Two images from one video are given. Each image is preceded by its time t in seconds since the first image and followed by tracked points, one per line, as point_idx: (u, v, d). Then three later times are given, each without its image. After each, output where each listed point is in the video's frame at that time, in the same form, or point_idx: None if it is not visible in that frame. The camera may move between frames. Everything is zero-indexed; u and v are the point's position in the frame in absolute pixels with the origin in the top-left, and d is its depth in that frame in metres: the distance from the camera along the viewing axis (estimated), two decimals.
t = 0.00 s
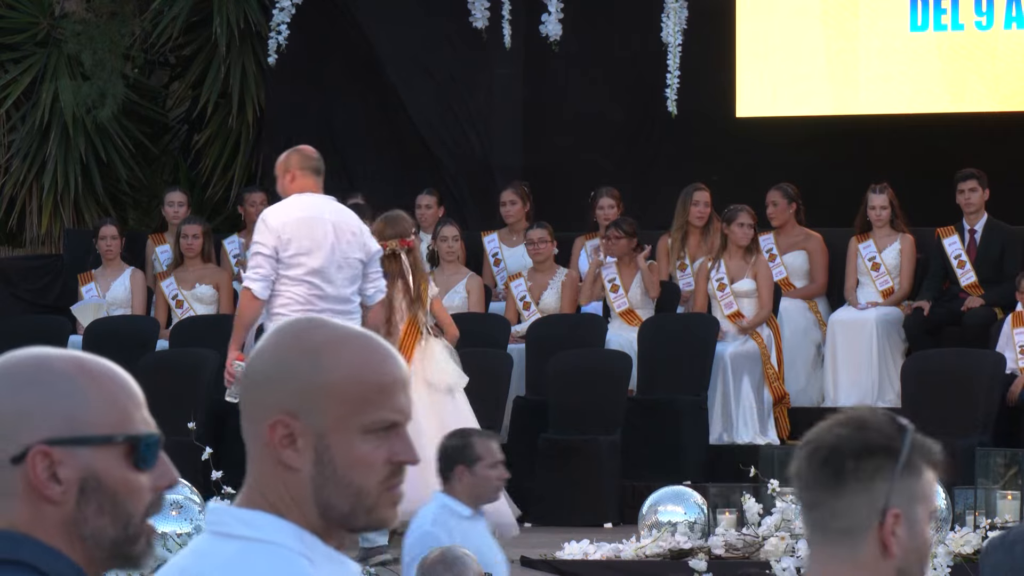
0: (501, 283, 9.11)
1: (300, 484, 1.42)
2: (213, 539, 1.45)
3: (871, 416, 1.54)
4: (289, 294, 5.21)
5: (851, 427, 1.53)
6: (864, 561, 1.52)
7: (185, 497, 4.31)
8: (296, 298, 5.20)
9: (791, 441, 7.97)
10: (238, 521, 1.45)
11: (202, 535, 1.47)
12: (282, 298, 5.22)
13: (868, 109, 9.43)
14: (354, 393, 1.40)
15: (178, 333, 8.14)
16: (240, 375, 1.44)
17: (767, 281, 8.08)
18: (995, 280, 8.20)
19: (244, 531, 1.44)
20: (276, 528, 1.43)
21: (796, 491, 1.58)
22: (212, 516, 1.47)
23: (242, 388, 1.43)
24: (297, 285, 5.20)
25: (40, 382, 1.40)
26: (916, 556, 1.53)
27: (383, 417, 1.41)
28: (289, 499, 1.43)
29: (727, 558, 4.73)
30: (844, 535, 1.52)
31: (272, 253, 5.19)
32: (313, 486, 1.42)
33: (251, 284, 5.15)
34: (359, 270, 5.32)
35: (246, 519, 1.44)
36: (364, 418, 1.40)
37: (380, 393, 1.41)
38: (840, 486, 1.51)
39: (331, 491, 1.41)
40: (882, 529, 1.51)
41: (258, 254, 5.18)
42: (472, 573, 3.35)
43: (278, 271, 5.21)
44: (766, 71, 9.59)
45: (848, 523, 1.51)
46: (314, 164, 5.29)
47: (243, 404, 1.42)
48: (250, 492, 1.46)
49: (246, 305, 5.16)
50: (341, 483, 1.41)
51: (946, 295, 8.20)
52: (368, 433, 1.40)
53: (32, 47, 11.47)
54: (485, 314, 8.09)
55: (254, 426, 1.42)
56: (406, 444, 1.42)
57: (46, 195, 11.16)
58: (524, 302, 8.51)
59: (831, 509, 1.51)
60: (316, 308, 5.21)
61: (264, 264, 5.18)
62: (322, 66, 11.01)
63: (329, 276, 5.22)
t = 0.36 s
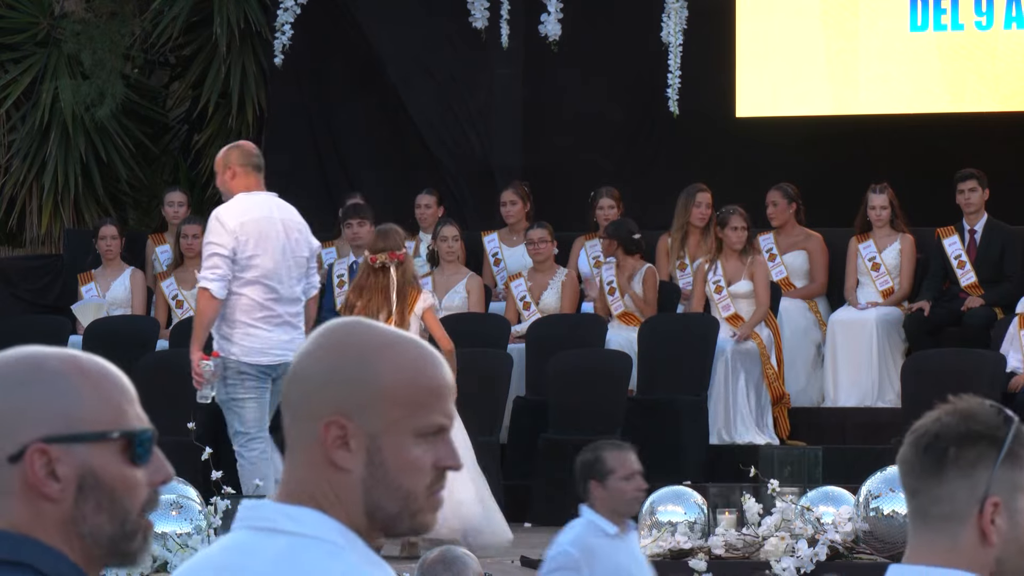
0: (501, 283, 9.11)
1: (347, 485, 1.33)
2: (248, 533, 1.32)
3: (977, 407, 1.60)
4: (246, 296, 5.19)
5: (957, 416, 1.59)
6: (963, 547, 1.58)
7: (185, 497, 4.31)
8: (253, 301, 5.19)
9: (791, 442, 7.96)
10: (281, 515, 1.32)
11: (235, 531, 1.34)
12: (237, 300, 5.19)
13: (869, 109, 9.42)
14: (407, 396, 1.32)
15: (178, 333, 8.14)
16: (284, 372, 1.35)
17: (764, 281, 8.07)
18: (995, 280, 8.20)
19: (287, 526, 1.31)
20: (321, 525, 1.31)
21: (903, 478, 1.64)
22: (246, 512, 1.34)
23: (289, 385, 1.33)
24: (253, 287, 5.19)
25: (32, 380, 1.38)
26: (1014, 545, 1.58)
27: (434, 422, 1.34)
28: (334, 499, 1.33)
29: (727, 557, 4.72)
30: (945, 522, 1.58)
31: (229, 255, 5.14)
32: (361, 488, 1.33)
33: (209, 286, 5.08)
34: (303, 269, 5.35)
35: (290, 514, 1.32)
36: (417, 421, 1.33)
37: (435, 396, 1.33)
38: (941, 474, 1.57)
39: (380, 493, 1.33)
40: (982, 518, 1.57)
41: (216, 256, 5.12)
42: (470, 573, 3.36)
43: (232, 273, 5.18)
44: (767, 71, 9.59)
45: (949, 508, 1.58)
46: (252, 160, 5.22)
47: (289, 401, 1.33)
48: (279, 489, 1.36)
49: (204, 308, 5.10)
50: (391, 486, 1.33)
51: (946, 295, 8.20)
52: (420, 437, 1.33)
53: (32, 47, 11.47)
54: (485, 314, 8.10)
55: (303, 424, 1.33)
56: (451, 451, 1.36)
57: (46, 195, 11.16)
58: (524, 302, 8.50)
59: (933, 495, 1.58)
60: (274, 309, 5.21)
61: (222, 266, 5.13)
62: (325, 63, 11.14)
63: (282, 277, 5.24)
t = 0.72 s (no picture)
0: (501, 283, 9.10)
1: (320, 475, 1.36)
2: (219, 533, 1.33)
3: (995, 412, 1.70)
4: (182, 307, 5.22)
5: (975, 417, 1.70)
6: (980, 544, 1.67)
7: (185, 498, 4.31)
8: (190, 313, 5.21)
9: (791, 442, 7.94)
10: (256, 514, 1.33)
11: (206, 531, 1.35)
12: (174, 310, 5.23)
13: (868, 109, 9.42)
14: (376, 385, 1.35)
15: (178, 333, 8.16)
16: (243, 366, 1.37)
17: (758, 282, 8.06)
18: (995, 280, 8.21)
19: (264, 523, 1.32)
20: (297, 519, 1.32)
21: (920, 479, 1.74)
22: (216, 514, 1.36)
23: (252, 378, 1.35)
24: (189, 298, 5.22)
25: (41, 380, 1.39)
26: None
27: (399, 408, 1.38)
28: (309, 490, 1.36)
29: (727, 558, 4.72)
30: (962, 518, 1.68)
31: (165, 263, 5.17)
32: (335, 477, 1.36)
33: (144, 294, 5.12)
34: (244, 277, 5.33)
35: (263, 511, 1.33)
36: (385, 409, 1.36)
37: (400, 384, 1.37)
38: (961, 472, 1.67)
39: (353, 482, 1.37)
40: (999, 515, 1.67)
41: (150, 264, 5.15)
42: (471, 573, 3.36)
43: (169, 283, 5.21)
44: (767, 71, 9.59)
45: (965, 506, 1.67)
46: (191, 174, 5.28)
47: (254, 400, 1.35)
48: (249, 484, 1.37)
49: (138, 315, 5.13)
50: (363, 473, 1.37)
51: (946, 295, 8.21)
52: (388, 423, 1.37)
53: (32, 47, 11.47)
54: (486, 314, 8.09)
55: (274, 418, 1.35)
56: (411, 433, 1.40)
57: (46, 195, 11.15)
58: (524, 302, 8.50)
59: (950, 492, 1.67)
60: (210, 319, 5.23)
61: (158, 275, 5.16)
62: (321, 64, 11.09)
63: (219, 287, 5.25)
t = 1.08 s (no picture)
0: (501, 283, 9.08)
1: (278, 479, 1.39)
2: (179, 537, 1.37)
3: (940, 411, 1.77)
4: (115, 296, 5.52)
5: (920, 417, 1.77)
6: (936, 544, 1.73)
7: (184, 499, 4.29)
8: (123, 303, 5.52)
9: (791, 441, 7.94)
10: (213, 516, 1.37)
11: (167, 535, 1.39)
12: (106, 298, 5.53)
13: (867, 109, 9.42)
14: (340, 394, 1.39)
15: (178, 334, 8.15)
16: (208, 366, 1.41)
17: (761, 282, 8.07)
18: (995, 280, 8.21)
19: (222, 525, 1.36)
20: (254, 519, 1.35)
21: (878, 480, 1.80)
22: (176, 518, 1.39)
23: (220, 377, 1.40)
24: (122, 288, 5.53)
25: (24, 389, 1.44)
26: (985, 540, 1.71)
27: (359, 421, 1.40)
28: (267, 495, 1.39)
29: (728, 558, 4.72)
30: (916, 520, 1.74)
31: (101, 253, 5.47)
32: (291, 483, 1.39)
33: (77, 282, 5.42)
34: (173, 272, 5.67)
35: (220, 513, 1.37)
36: (347, 422, 1.39)
37: (363, 395, 1.40)
38: (908, 473, 1.74)
39: (309, 489, 1.39)
40: (949, 514, 1.72)
41: (87, 254, 5.45)
42: (471, 573, 3.35)
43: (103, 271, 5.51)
44: (767, 71, 9.59)
45: (917, 508, 1.73)
46: (131, 165, 5.55)
47: (219, 400, 1.40)
48: (212, 484, 1.41)
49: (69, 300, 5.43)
50: (319, 483, 1.39)
51: (946, 295, 8.21)
52: (348, 435, 1.40)
53: (32, 47, 11.46)
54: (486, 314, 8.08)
55: (239, 418, 1.39)
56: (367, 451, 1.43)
57: (46, 195, 11.12)
58: (524, 302, 8.51)
59: (901, 495, 1.74)
60: (142, 309, 5.54)
61: (93, 264, 5.46)
62: (322, 64, 11.12)
63: (152, 279, 5.57)
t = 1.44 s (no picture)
0: (501, 283, 9.09)
1: (358, 489, 1.38)
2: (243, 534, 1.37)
3: (890, 411, 1.78)
4: (46, 302, 5.37)
5: (868, 419, 1.78)
6: (885, 543, 1.73)
7: (184, 499, 4.29)
8: (54, 309, 5.38)
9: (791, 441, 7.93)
10: (273, 514, 1.37)
11: (228, 533, 1.39)
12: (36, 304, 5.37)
13: (867, 109, 9.42)
14: (425, 419, 1.40)
15: (178, 334, 8.16)
16: (302, 364, 1.40)
17: (764, 283, 8.06)
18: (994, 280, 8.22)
19: (278, 520, 1.37)
20: (320, 521, 1.36)
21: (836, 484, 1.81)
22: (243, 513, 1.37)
23: (316, 378, 1.38)
24: (54, 293, 5.38)
25: (51, 402, 1.37)
26: (935, 538, 1.72)
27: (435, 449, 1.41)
28: (341, 504, 1.38)
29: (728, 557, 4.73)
30: (865, 519, 1.74)
31: (34, 261, 5.30)
32: (367, 496, 1.38)
33: (14, 292, 5.22)
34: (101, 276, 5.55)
35: (277, 511, 1.37)
36: (426, 447, 1.40)
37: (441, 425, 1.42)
38: (856, 472, 1.75)
39: (379, 506, 1.39)
40: (897, 513, 1.73)
41: (21, 262, 5.27)
42: (468, 573, 3.35)
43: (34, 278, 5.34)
44: (767, 71, 9.60)
45: (866, 506, 1.74)
46: (53, 169, 5.40)
47: (312, 400, 1.38)
48: (274, 478, 1.40)
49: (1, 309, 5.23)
50: (394, 502, 1.39)
51: (946, 295, 8.20)
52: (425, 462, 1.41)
53: (32, 47, 11.46)
54: (485, 314, 8.08)
55: (330, 421, 1.37)
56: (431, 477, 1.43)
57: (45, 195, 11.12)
58: (524, 302, 8.50)
59: (850, 494, 1.75)
60: (73, 314, 5.42)
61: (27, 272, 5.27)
62: (323, 65, 11.07)
63: (81, 283, 5.43)
